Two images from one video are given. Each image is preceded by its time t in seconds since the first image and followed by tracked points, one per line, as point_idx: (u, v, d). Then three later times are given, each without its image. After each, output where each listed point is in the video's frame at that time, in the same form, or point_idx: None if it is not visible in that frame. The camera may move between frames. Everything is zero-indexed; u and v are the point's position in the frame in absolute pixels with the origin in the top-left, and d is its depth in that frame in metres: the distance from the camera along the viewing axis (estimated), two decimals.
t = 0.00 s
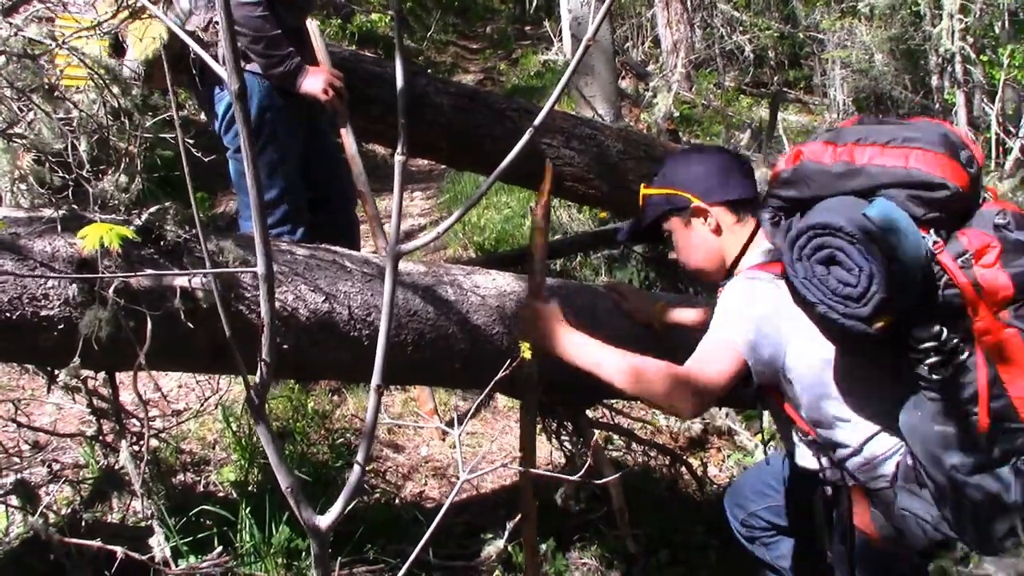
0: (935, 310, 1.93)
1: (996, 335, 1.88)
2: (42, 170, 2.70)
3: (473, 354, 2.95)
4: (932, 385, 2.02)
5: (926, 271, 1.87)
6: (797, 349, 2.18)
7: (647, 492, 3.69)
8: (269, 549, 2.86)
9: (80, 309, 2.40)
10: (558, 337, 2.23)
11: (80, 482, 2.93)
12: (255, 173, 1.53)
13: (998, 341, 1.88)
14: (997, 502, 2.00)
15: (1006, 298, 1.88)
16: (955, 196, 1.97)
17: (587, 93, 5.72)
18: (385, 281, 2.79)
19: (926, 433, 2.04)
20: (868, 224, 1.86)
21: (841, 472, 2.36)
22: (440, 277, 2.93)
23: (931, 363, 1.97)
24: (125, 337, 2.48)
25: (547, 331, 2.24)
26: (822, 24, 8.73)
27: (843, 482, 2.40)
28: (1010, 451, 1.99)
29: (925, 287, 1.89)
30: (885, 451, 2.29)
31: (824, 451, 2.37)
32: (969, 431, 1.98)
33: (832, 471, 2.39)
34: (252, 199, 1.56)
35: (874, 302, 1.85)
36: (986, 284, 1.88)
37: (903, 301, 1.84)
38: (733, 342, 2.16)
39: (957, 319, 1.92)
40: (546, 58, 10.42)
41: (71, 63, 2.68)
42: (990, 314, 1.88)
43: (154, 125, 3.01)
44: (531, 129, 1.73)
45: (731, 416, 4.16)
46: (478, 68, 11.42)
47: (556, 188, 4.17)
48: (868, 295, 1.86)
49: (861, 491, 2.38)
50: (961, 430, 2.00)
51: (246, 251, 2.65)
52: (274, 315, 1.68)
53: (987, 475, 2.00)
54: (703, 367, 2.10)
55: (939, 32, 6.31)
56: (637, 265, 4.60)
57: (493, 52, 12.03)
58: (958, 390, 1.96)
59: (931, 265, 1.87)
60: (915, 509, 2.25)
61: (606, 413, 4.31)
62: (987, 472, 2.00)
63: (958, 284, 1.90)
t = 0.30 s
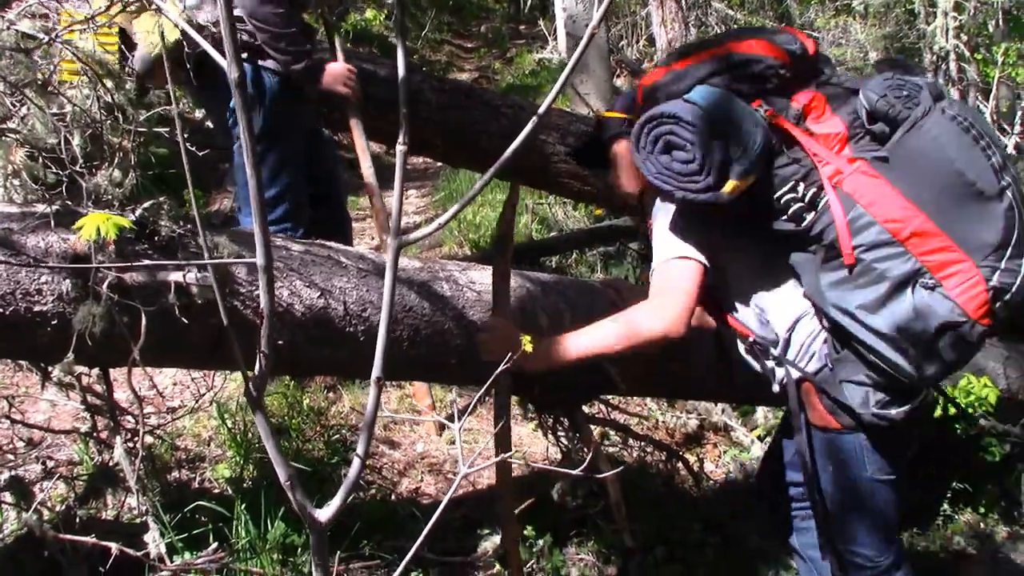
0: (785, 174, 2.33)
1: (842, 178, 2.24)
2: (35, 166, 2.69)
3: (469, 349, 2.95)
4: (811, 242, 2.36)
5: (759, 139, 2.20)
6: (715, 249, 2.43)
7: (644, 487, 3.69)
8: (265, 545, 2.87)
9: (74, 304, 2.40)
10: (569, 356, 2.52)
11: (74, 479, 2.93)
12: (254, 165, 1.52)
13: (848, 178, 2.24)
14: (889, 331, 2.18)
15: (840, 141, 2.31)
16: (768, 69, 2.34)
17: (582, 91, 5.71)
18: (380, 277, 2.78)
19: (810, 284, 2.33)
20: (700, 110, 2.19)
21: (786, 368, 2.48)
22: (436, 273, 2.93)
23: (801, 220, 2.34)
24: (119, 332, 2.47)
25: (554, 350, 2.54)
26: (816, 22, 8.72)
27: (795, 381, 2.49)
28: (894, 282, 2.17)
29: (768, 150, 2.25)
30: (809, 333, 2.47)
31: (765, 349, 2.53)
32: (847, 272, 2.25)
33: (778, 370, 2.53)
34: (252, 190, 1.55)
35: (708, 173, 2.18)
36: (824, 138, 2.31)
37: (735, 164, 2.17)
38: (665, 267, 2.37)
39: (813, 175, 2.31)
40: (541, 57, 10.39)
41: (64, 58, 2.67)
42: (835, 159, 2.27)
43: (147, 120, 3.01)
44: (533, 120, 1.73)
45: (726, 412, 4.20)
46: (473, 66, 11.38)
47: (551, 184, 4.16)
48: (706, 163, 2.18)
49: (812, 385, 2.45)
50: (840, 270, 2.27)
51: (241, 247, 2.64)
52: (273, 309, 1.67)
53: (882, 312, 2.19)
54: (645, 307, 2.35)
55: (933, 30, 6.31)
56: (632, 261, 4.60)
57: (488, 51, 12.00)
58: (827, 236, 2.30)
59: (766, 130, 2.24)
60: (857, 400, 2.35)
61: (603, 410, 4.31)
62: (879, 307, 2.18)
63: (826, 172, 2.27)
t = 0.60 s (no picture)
0: (744, 116, 2.25)
1: (793, 127, 2.21)
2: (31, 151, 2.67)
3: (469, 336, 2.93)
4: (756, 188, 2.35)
5: (722, 78, 2.16)
6: (676, 194, 2.44)
7: (643, 472, 3.68)
8: (265, 532, 2.85)
9: (73, 290, 2.39)
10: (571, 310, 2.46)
11: (74, 465, 2.93)
12: (253, 148, 1.51)
13: (798, 128, 2.21)
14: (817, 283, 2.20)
15: (798, 90, 2.25)
16: (738, 4, 2.32)
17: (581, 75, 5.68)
18: (379, 262, 2.77)
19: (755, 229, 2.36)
20: (662, 46, 2.14)
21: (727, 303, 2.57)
22: (436, 258, 2.92)
23: (746, 164, 2.31)
24: (118, 318, 2.46)
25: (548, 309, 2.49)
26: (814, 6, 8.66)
27: (736, 317, 2.57)
28: (828, 237, 2.18)
29: (726, 93, 2.20)
30: (752, 272, 2.52)
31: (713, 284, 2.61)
32: (784, 222, 2.27)
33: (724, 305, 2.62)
34: (251, 174, 1.54)
35: (662, 110, 2.16)
36: (781, 86, 2.26)
37: (688, 102, 2.13)
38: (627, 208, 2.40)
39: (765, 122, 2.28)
40: (540, 41, 10.33)
41: (60, 44, 2.66)
42: (788, 108, 2.23)
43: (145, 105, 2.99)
44: (535, 103, 1.71)
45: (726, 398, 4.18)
46: (471, 51, 11.31)
47: (550, 169, 4.15)
48: (659, 99, 2.15)
49: (749, 322, 2.53)
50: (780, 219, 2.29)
51: (240, 232, 2.63)
52: (272, 295, 1.66)
53: (813, 264, 2.21)
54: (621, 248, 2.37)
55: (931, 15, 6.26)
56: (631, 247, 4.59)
57: (486, 35, 11.93)
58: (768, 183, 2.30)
59: (728, 71, 2.18)
60: (785, 345, 2.42)
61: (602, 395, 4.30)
62: (811, 262, 2.21)
63: (777, 120, 2.24)
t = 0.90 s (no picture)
0: (736, 59, 2.19)
1: (788, 76, 2.14)
2: (31, 149, 2.67)
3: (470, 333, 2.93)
4: (739, 132, 2.26)
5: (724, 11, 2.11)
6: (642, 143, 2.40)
7: (644, 468, 3.68)
8: (267, 529, 2.84)
9: (74, 288, 2.39)
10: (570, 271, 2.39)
11: (76, 464, 2.93)
12: (252, 145, 1.50)
13: (794, 76, 2.14)
14: (785, 238, 2.14)
15: (799, 38, 2.17)
16: None
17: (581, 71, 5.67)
18: (380, 259, 2.77)
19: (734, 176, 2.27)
20: None
21: (675, 265, 2.48)
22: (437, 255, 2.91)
23: (734, 106, 2.23)
24: (119, 316, 2.46)
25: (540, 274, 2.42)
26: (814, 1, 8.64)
27: (683, 278, 2.47)
28: (805, 192, 2.12)
29: (725, 29, 2.15)
30: (708, 233, 2.40)
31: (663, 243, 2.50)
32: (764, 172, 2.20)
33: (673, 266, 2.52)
34: (250, 171, 1.53)
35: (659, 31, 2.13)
36: (784, 29, 2.18)
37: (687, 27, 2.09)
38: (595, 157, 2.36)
39: (761, 65, 2.20)
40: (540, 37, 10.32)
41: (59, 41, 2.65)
42: (788, 54, 2.16)
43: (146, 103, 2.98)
44: (533, 97, 1.71)
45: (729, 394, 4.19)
46: (471, 48, 11.29)
47: (551, 164, 4.14)
48: (661, 17, 2.12)
49: (696, 283, 2.43)
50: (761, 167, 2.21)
51: (240, 229, 2.62)
52: (271, 291, 1.66)
53: (785, 218, 2.15)
54: (596, 197, 2.36)
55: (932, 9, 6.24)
56: (631, 242, 4.58)
57: (486, 31, 11.90)
58: (755, 127, 2.22)
59: (734, 5, 2.13)
60: (734, 308, 2.29)
61: (603, 390, 4.29)
62: (782, 215, 2.15)
63: (773, 67, 2.17)
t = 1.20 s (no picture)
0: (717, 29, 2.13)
1: (771, 46, 2.06)
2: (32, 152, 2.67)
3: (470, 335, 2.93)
4: (716, 106, 2.18)
5: None
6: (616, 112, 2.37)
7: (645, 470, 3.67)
8: (268, 531, 2.84)
9: (74, 291, 2.39)
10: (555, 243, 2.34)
11: (77, 466, 2.93)
12: (251, 147, 1.50)
13: (776, 48, 2.06)
14: (768, 218, 2.05)
15: (780, 8, 2.10)
16: None
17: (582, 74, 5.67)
18: (381, 261, 2.77)
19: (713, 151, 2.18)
20: None
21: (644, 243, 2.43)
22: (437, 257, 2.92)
23: (714, 78, 2.16)
24: (119, 319, 2.46)
25: (518, 258, 2.38)
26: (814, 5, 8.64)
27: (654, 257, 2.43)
28: (789, 169, 2.05)
29: None
30: (683, 209, 2.37)
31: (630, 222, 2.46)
32: (747, 147, 2.10)
33: (640, 247, 2.47)
34: (248, 172, 1.53)
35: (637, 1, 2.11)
36: None
37: None
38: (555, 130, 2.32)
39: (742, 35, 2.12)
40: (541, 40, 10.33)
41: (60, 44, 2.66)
42: (769, 25, 2.08)
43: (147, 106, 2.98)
44: (531, 98, 1.70)
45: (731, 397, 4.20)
46: (472, 51, 11.30)
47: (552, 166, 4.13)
48: None
49: (667, 263, 2.39)
50: (744, 143, 2.11)
51: (241, 232, 2.62)
52: (271, 294, 1.65)
53: (767, 197, 2.07)
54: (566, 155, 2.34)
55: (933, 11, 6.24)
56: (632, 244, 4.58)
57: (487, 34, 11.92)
58: (736, 100, 2.13)
59: None
60: (711, 290, 2.24)
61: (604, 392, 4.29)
62: (765, 193, 2.07)
63: (756, 37, 2.09)
